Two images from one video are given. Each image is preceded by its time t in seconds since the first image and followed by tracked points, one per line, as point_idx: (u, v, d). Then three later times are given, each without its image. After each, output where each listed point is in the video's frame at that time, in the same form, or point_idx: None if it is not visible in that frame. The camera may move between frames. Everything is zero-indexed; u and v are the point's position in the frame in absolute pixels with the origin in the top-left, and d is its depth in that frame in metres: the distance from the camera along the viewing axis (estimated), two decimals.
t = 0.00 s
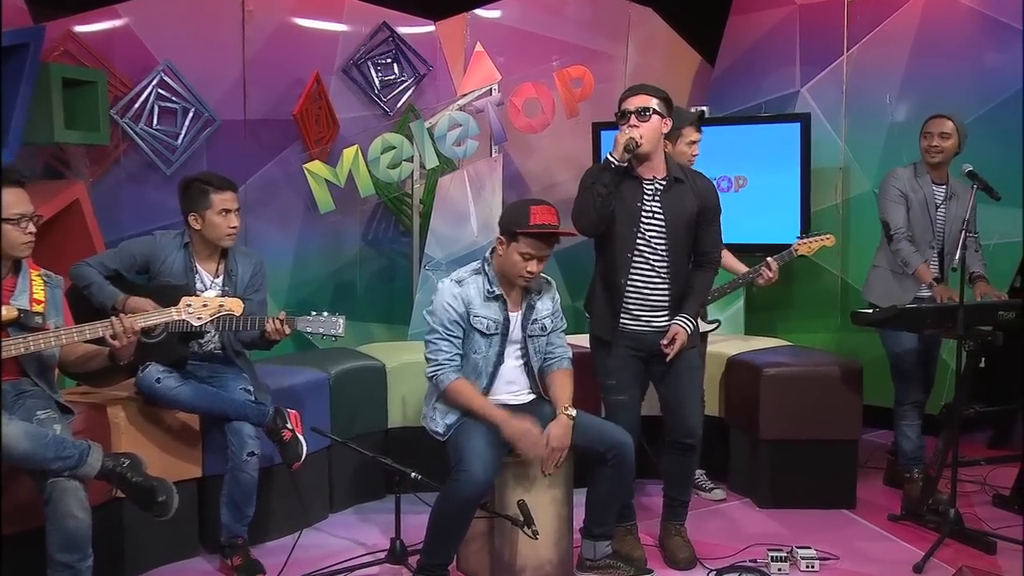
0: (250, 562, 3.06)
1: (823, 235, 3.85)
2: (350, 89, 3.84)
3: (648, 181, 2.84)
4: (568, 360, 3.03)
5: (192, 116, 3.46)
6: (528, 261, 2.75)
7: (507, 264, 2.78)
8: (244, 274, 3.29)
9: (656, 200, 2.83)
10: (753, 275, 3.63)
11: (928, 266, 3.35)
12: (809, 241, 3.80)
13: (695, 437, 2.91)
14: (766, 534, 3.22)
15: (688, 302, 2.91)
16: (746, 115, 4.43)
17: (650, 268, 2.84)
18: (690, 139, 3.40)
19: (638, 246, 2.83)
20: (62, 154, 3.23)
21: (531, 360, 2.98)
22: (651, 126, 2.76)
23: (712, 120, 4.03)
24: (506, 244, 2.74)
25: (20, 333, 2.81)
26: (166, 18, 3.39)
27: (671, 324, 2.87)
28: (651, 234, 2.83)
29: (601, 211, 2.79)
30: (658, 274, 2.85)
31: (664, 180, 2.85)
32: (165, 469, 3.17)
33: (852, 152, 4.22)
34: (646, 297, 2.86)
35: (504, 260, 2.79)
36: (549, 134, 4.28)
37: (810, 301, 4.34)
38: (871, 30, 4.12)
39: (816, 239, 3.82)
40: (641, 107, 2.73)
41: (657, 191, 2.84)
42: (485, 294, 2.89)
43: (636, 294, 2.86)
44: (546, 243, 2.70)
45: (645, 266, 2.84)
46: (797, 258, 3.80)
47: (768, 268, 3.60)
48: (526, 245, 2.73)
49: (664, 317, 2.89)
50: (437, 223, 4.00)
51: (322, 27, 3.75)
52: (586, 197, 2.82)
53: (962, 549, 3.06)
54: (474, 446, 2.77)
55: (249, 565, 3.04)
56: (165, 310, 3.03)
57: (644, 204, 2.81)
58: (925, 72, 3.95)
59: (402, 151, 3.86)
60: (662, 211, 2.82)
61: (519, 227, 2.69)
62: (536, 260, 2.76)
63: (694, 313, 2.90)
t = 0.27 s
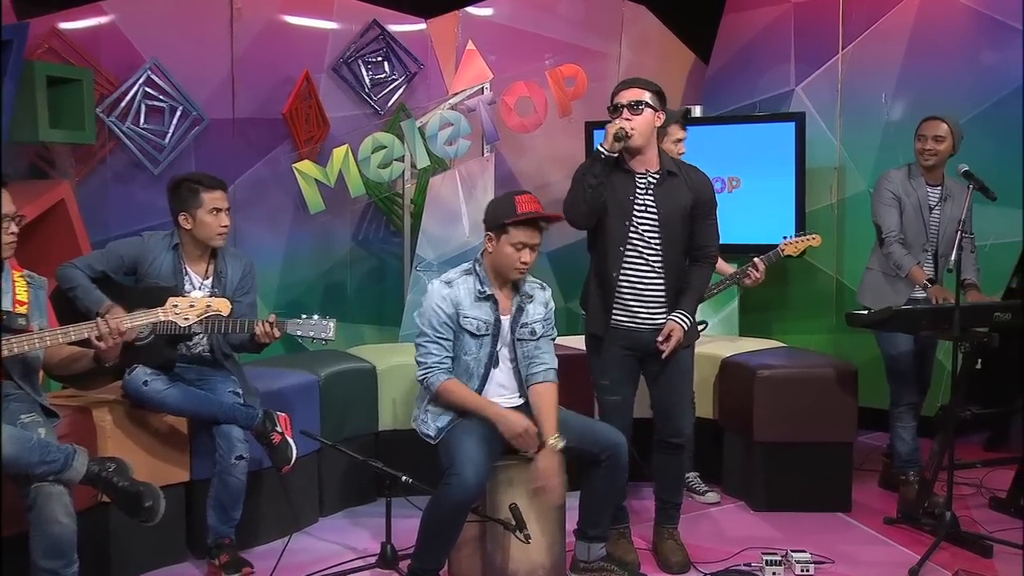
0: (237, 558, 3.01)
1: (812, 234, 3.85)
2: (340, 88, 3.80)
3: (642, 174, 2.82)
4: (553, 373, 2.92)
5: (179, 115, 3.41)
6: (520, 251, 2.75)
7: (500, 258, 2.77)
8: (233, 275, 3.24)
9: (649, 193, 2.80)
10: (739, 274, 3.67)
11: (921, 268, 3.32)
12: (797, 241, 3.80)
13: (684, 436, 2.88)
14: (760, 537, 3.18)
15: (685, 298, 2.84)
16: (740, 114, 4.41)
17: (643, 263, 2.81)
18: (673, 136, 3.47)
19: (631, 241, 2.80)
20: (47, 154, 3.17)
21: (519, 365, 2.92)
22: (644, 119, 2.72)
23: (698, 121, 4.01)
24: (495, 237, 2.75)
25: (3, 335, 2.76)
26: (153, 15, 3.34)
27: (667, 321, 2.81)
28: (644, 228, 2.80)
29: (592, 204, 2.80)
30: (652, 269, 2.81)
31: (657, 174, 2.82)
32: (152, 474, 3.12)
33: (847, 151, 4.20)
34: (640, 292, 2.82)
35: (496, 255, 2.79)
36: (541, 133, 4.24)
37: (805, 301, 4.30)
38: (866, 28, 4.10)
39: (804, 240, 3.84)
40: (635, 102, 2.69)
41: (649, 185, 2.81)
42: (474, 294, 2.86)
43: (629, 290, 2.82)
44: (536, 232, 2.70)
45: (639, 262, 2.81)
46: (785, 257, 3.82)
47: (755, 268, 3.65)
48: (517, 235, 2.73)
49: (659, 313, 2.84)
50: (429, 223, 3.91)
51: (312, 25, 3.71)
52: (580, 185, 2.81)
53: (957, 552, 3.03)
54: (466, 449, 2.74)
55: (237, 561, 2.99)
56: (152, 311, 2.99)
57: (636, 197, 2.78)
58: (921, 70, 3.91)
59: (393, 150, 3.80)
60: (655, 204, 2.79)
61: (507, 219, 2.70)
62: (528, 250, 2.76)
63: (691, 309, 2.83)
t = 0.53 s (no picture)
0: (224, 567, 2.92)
1: (803, 232, 3.72)
2: (328, 86, 3.73)
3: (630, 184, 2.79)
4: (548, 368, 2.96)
5: (164, 113, 3.35)
6: (517, 249, 2.73)
7: (498, 260, 2.74)
8: (220, 278, 3.19)
9: (636, 202, 2.78)
10: (731, 274, 3.61)
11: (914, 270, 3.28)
12: (788, 239, 3.71)
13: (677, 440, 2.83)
14: (753, 542, 3.13)
15: (674, 307, 2.79)
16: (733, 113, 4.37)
17: (632, 272, 2.78)
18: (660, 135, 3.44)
19: (618, 250, 2.77)
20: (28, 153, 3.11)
21: (512, 367, 2.90)
22: (631, 128, 2.70)
23: (687, 120, 3.97)
24: (490, 239, 2.73)
25: None
26: (136, 12, 3.27)
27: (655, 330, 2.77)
28: (631, 236, 2.77)
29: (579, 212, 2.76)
30: (641, 277, 2.78)
31: (644, 183, 2.79)
32: (136, 480, 3.05)
33: (841, 151, 4.17)
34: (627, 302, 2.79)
35: (490, 259, 2.76)
36: (532, 133, 4.19)
37: (798, 302, 4.27)
38: (860, 27, 4.06)
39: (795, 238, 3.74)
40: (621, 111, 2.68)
41: (636, 194, 2.78)
42: (462, 300, 2.83)
43: (617, 299, 2.80)
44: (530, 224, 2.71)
45: (626, 271, 2.78)
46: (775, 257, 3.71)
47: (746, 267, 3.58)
48: (511, 233, 2.72)
49: (649, 322, 2.80)
50: (418, 224, 3.89)
51: (299, 22, 3.65)
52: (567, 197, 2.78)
53: (952, 556, 2.99)
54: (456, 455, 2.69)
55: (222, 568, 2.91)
56: (133, 312, 2.95)
57: (622, 206, 2.76)
58: (914, 69, 3.87)
59: (382, 150, 3.75)
60: (641, 213, 2.76)
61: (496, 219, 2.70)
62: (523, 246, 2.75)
63: (680, 318, 2.78)
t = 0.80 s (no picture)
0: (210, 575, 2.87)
1: (802, 231, 3.76)
2: (315, 84, 3.67)
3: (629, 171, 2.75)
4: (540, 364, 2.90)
5: (147, 112, 3.28)
6: (502, 248, 2.70)
7: (482, 259, 2.70)
8: (206, 279, 3.13)
9: (636, 190, 2.73)
10: (728, 275, 3.55)
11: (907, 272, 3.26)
12: (786, 239, 3.71)
13: (671, 443, 2.80)
14: (746, 546, 3.09)
15: (674, 300, 2.77)
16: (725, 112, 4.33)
17: (633, 263, 2.72)
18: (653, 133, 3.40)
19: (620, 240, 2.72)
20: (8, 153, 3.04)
21: (504, 368, 2.85)
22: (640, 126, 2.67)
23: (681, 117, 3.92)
24: (474, 239, 2.70)
25: None
26: (119, 8, 3.21)
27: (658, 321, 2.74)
28: (633, 225, 2.71)
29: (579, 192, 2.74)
30: (642, 268, 2.73)
31: (640, 171, 2.76)
32: (118, 486, 2.99)
33: (834, 150, 4.13)
34: (626, 293, 2.73)
35: (476, 260, 2.73)
36: (522, 132, 4.14)
37: (791, 302, 4.24)
38: (854, 24, 4.02)
39: (794, 236, 3.74)
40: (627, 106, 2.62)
41: (635, 182, 2.74)
42: (456, 304, 2.77)
43: (616, 290, 2.74)
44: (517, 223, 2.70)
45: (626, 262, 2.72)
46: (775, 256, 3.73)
47: (744, 269, 3.53)
48: (496, 232, 2.69)
49: (649, 313, 2.76)
50: (407, 224, 3.83)
51: (286, 19, 3.58)
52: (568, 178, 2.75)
53: (947, 560, 2.96)
54: (445, 459, 2.64)
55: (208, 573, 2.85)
56: (116, 316, 2.89)
57: (624, 195, 2.70)
58: (908, 68, 3.84)
59: (370, 149, 3.63)
60: (643, 201, 2.71)
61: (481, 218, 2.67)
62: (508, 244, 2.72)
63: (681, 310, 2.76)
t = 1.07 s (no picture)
0: None
1: (805, 230, 3.42)
2: (303, 82, 3.62)
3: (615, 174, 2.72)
4: (533, 364, 2.87)
5: (133, 110, 3.23)
6: (490, 241, 2.67)
7: (470, 254, 2.67)
8: (193, 279, 3.08)
9: (629, 193, 2.69)
10: (728, 277, 3.30)
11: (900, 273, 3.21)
12: (789, 237, 3.41)
13: (661, 443, 2.76)
14: (740, 549, 3.05)
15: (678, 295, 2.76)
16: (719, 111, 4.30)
17: (631, 267, 2.68)
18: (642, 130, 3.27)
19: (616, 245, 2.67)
20: None
21: (496, 368, 2.81)
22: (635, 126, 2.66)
23: (672, 117, 3.85)
24: (461, 234, 2.68)
25: None
26: (104, 4, 3.16)
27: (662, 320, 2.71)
28: (628, 229, 2.67)
29: (566, 208, 2.68)
30: (639, 271, 2.70)
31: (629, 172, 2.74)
32: (103, 489, 2.92)
33: (828, 149, 4.10)
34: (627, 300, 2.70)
35: (465, 255, 2.70)
36: (513, 131, 4.10)
37: (784, 303, 4.21)
38: (847, 22, 3.99)
39: (797, 235, 3.39)
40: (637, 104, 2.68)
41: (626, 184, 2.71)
42: (448, 303, 2.72)
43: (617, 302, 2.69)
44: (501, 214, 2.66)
45: (627, 269, 2.68)
46: (778, 256, 3.38)
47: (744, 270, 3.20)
48: (483, 224, 2.66)
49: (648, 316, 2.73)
50: (396, 224, 3.77)
51: (274, 16, 3.53)
52: (558, 198, 2.67)
53: (942, 564, 2.92)
54: (435, 463, 2.60)
55: None
56: (102, 319, 2.84)
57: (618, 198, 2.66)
58: (901, 64, 3.83)
59: (359, 148, 3.55)
60: (637, 202, 2.68)
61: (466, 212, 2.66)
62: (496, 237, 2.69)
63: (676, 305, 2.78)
